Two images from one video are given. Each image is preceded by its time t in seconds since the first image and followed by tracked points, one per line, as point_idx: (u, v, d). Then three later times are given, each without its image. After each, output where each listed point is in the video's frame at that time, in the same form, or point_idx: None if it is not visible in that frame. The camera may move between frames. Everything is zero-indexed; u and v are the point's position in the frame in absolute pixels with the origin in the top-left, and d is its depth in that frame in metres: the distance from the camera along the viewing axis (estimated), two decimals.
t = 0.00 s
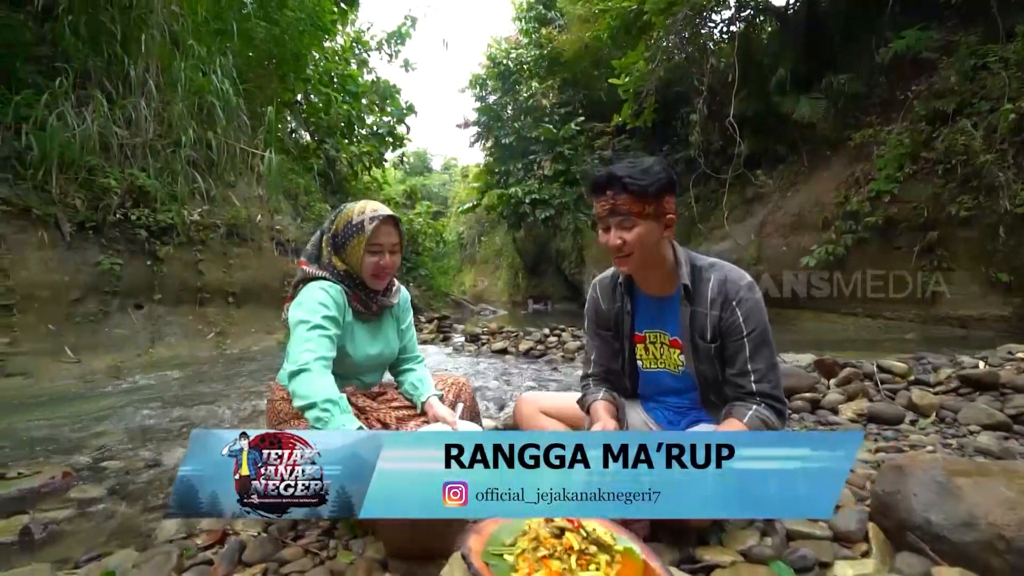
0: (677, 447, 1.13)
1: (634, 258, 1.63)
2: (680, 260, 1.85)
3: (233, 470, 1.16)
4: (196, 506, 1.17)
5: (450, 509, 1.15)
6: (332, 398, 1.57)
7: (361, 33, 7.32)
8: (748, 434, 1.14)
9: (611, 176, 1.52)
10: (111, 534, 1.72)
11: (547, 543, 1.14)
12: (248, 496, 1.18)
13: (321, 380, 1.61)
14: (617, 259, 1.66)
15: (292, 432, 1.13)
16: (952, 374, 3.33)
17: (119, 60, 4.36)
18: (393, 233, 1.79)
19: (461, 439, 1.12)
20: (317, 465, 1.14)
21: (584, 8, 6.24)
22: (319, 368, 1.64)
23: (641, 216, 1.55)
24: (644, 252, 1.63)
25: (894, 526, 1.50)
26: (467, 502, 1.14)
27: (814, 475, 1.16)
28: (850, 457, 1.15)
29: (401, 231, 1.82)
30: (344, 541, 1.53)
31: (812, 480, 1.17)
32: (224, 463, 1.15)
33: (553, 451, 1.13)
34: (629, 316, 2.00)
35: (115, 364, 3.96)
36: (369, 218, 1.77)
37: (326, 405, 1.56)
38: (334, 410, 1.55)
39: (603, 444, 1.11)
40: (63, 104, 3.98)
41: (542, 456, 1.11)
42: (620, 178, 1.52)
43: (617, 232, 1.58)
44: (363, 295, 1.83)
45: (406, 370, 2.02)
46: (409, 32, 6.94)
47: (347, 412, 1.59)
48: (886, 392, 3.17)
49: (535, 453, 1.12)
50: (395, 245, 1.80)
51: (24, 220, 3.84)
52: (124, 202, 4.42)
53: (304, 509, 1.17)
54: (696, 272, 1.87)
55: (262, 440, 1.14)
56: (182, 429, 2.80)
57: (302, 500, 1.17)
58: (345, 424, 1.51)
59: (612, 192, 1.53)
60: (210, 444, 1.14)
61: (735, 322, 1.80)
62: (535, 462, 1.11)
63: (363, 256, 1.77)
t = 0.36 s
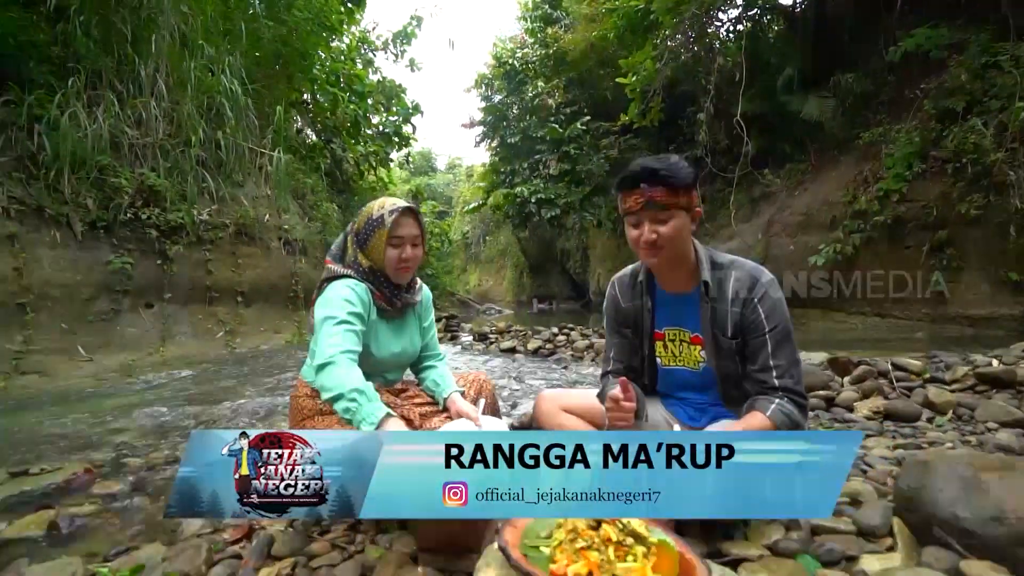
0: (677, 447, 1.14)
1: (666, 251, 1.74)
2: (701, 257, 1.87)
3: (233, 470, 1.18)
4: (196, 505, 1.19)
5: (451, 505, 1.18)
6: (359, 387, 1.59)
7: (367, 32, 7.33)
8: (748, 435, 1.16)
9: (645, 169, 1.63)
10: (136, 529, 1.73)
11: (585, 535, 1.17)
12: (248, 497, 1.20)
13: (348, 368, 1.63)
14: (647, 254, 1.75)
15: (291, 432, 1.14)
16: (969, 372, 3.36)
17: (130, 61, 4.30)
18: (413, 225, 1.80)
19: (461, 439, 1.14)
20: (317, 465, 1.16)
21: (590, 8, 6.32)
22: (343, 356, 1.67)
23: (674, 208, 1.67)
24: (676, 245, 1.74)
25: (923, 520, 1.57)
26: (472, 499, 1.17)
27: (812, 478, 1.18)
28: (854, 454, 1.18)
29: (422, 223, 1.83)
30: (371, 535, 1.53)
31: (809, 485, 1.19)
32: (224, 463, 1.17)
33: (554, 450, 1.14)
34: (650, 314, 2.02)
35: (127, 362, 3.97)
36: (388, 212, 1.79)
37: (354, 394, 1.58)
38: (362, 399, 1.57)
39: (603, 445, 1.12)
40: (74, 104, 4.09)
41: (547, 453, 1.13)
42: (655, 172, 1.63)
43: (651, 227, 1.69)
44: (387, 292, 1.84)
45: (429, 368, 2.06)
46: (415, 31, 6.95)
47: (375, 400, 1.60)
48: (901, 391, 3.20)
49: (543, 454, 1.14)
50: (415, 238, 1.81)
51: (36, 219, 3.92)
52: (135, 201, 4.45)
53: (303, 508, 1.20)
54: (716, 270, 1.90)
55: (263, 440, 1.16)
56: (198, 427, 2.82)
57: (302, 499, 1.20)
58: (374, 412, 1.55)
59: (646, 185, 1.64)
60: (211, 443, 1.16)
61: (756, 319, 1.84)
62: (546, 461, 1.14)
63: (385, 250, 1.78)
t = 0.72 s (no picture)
0: (677, 447, 1.14)
1: (673, 240, 1.75)
2: (712, 249, 1.89)
3: (233, 470, 1.17)
4: (195, 505, 1.16)
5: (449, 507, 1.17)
6: (372, 379, 1.59)
7: (369, 32, 7.33)
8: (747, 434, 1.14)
9: (657, 158, 1.64)
10: (153, 521, 1.73)
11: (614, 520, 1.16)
12: (248, 496, 1.19)
13: (363, 363, 1.63)
14: (653, 242, 1.77)
15: (292, 432, 1.16)
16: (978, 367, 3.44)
17: (135, 60, 4.34)
18: (428, 216, 1.82)
19: (461, 438, 1.15)
20: (317, 465, 1.17)
21: (592, 8, 6.33)
22: (358, 350, 1.66)
23: (683, 198, 1.68)
24: (684, 234, 1.75)
25: (941, 510, 1.60)
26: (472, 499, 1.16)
27: (810, 480, 1.16)
28: (860, 454, 1.16)
29: (436, 214, 1.85)
30: (391, 527, 1.52)
31: (805, 486, 1.16)
32: (223, 463, 1.16)
33: (554, 451, 1.14)
34: (661, 305, 2.04)
35: (133, 360, 3.97)
36: (403, 204, 1.81)
37: (368, 386, 1.58)
38: (375, 391, 1.57)
39: (603, 444, 1.12)
40: (81, 102, 4.03)
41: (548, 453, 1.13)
42: (666, 160, 1.64)
43: (659, 214, 1.71)
44: (403, 284, 1.85)
45: (443, 360, 2.06)
46: (418, 31, 6.95)
47: (389, 391, 1.60)
48: (912, 385, 3.26)
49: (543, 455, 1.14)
50: (431, 228, 1.83)
51: (43, 218, 3.83)
52: (140, 199, 4.40)
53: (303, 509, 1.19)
54: (729, 260, 1.90)
55: (263, 440, 1.16)
56: (208, 423, 2.82)
57: (302, 499, 1.19)
58: (387, 403, 1.55)
59: (656, 172, 1.65)
60: (211, 443, 1.15)
61: (771, 309, 1.82)
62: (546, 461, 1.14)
63: (401, 242, 1.80)
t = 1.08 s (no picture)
0: (676, 447, 1.16)
1: (701, 244, 1.73)
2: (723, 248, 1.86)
3: (234, 469, 1.23)
4: (197, 504, 1.23)
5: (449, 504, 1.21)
6: (388, 378, 1.58)
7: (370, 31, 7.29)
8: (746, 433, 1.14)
9: (688, 158, 1.62)
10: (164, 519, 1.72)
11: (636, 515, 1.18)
12: (248, 496, 1.24)
13: (380, 361, 1.62)
14: (680, 246, 1.74)
15: (292, 432, 1.20)
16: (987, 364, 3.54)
17: (136, 59, 4.32)
18: (437, 212, 1.82)
19: (462, 440, 1.19)
20: (317, 465, 1.22)
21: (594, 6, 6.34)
22: (374, 349, 1.64)
23: (712, 199, 1.67)
24: (709, 238, 1.74)
25: (957, 507, 1.69)
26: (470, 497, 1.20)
27: (810, 479, 1.14)
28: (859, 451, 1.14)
29: (446, 210, 1.84)
30: (404, 526, 1.51)
31: (804, 486, 1.15)
32: (225, 462, 1.22)
33: (554, 451, 1.17)
34: (670, 305, 2.01)
35: (136, 359, 3.95)
36: (412, 199, 1.79)
37: (384, 386, 1.57)
38: (391, 391, 1.56)
39: (602, 445, 1.16)
40: (83, 101, 4.01)
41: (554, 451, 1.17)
42: (697, 161, 1.62)
43: (691, 217, 1.68)
44: (411, 280, 1.84)
45: (453, 354, 2.08)
46: (419, 29, 6.92)
47: (405, 390, 1.59)
48: (920, 383, 3.36)
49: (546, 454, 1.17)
50: (440, 223, 1.83)
51: (46, 218, 3.88)
52: (143, 199, 4.42)
53: (303, 507, 1.25)
54: (738, 259, 1.88)
55: (262, 441, 1.21)
56: (213, 421, 2.80)
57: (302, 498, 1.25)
58: (404, 403, 1.53)
59: (689, 174, 1.63)
60: (212, 444, 1.20)
61: (777, 307, 1.84)
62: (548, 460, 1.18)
63: (411, 238, 1.80)
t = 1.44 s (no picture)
0: (676, 447, 1.14)
1: (709, 246, 1.74)
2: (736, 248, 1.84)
3: (234, 469, 1.21)
4: (197, 506, 1.21)
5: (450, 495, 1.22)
6: (389, 369, 1.59)
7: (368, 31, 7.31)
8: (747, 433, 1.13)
9: (704, 162, 1.60)
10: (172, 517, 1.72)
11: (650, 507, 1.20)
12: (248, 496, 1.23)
13: (383, 354, 1.62)
14: (688, 246, 1.76)
15: (291, 432, 1.18)
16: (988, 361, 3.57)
17: (135, 57, 4.32)
18: (444, 211, 1.80)
19: (462, 439, 1.19)
20: (317, 465, 1.20)
21: (592, 7, 6.41)
22: (378, 343, 1.65)
23: (725, 203, 1.67)
24: (718, 240, 1.74)
25: (962, 501, 1.86)
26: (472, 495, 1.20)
27: (810, 476, 1.14)
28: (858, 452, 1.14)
29: (452, 210, 1.82)
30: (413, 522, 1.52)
31: (803, 485, 1.15)
32: (224, 462, 1.20)
33: (554, 451, 1.16)
34: (677, 300, 2.05)
35: (137, 358, 3.94)
36: (420, 198, 1.78)
37: (385, 376, 1.58)
38: (392, 381, 1.57)
39: (601, 446, 1.14)
40: (83, 100, 4.02)
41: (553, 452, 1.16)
42: (712, 165, 1.60)
43: (701, 219, 1.69)
44: (418, 279, 1.85)
45: (463, 350, 2.08)
46: (417, 29, 6.94)
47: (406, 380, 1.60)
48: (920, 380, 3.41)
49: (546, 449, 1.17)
50: (447, 224, 1.82)
51: (44, 216, 3.83)
52: (142, 198, 4.35)
53: (304, 507, 1.23)
54: (748, 258, 1.87)
55: (262, 440, 1.20)
56: (216, 421, 2.79)
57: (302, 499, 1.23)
58: (405, 392, 1.55)
59: (702, 178, 1.63)
60: (211, 444, 1.19)
61: (785, 305, 1.84)
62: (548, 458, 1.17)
63: (417, 237, 1.79)
